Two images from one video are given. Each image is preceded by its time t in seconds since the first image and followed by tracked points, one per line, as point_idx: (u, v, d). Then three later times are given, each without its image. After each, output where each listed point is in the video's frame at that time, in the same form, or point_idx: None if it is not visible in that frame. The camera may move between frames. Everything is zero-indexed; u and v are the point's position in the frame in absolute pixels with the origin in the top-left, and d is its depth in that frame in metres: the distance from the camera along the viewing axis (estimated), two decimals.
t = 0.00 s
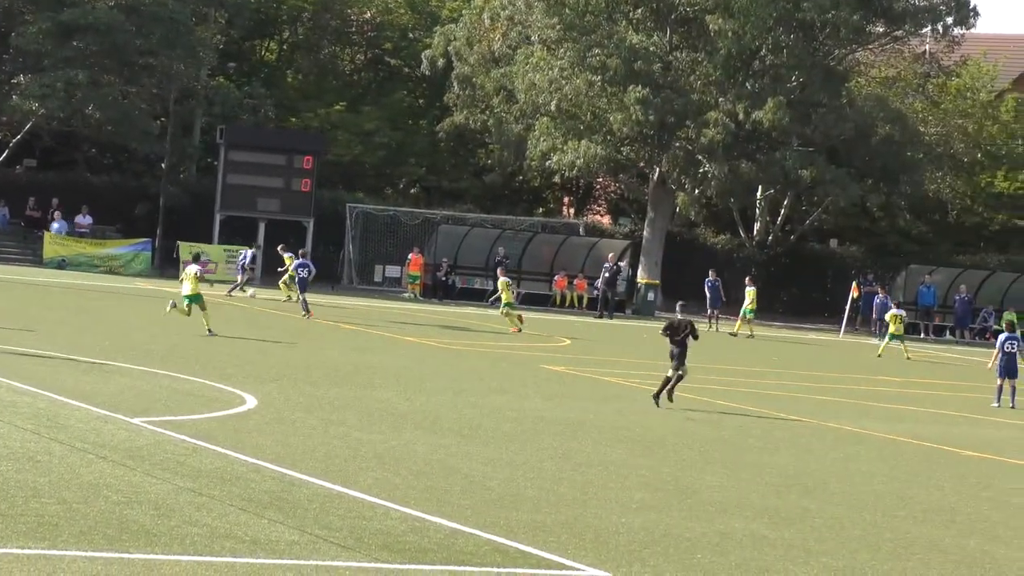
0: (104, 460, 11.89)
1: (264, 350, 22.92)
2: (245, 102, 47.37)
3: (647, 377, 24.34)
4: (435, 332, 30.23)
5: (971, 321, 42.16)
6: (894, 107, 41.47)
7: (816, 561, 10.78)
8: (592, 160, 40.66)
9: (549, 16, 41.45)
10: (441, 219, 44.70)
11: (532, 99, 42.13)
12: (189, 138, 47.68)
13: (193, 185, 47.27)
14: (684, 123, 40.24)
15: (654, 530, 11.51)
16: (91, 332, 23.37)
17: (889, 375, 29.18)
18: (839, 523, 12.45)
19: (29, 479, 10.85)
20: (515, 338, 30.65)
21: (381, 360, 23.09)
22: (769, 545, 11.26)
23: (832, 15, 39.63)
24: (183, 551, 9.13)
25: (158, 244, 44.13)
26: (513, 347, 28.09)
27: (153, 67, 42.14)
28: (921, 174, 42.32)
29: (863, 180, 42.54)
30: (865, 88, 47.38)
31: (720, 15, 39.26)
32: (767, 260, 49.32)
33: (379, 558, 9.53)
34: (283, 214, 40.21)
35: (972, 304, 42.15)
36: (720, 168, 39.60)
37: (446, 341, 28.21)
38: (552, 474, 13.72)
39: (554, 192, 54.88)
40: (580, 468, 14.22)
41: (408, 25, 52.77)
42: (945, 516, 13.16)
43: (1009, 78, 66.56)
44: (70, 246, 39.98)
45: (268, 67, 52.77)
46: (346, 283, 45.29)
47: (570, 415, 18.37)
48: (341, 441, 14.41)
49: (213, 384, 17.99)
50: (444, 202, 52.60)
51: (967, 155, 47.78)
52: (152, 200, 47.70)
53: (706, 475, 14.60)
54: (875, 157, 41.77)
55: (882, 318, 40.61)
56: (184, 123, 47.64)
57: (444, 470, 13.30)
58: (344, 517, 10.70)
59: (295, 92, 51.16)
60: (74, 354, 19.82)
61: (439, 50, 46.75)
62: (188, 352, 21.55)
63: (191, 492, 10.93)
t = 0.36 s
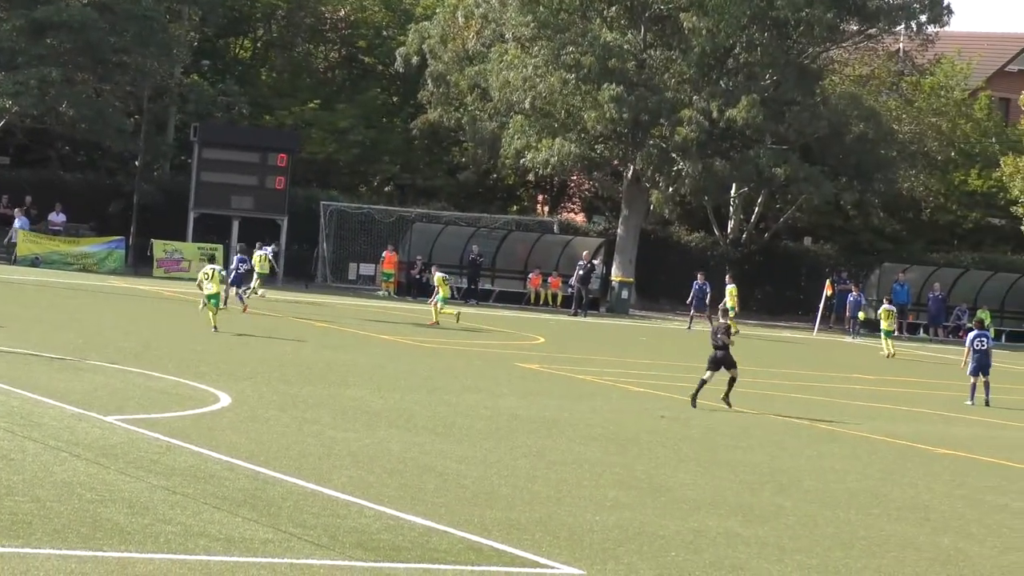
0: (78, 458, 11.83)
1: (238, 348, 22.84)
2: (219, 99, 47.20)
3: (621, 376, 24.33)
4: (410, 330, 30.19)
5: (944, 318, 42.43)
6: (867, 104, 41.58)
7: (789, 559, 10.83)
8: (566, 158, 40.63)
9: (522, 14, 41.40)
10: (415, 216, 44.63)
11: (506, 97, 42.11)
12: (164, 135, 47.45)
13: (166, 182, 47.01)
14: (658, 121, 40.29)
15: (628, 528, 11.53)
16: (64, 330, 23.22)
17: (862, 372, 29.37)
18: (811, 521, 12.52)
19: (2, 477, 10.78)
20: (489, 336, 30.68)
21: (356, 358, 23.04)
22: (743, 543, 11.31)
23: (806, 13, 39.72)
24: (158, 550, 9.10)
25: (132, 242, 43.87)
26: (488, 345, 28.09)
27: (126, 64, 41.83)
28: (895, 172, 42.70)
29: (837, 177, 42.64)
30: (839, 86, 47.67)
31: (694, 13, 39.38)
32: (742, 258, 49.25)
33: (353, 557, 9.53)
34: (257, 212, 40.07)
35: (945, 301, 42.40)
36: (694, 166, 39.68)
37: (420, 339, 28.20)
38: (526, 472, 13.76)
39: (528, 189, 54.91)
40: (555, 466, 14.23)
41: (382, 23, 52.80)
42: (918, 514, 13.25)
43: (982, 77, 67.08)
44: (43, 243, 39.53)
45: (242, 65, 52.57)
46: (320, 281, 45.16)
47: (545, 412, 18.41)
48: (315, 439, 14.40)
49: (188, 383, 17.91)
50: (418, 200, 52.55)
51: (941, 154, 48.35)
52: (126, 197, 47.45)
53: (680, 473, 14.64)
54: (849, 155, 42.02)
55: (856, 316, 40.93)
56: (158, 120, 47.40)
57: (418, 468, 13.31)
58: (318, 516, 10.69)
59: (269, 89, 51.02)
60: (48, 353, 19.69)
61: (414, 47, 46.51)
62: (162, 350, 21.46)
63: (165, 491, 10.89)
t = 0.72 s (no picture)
0: (65, 457, 11.80)
1: (226, 347, 22.80)
2: (206, 97, 47.09)
3: (609, 374, 24.34)
4: (397, 328, 30.17)
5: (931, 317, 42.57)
6: (854, 104, 41.86)
7: (778, 557, 10.86)
8: (553, 156, 40.66)
9: (509, 12, 41.30)
10: (403, 214, 44.62)
11: (493, 95, 42.12)
12: (151, 134, 47.31)
13: (153, 181, 46.87)
14: (645, 119, 40.33)
15: (615, 526, 11.55)
16: (52, 328, 23.16)
17: (849, 371, 29.46)
18: (800, 519, 12.54)
19: None
20: (477, 335, 30.68)
21: (344, 357, 23.03)
22: (731, 541, 11.34)
23: (792, 11, 39.76)
24: (144, 548, 9.08)
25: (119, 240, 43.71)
26: (475, 344, 28.07)
27: (113, 62, 41.64)
28: (882, 170, 42.84)
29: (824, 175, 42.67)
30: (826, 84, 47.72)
31: (681, 11, 39.36)
32: (729, 257, 49.25)
33: (340, 555, 9.52)
34: (245, 210, 39.96)
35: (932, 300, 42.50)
36: (681, 164, 39.68)
37: (408, 338, 28.17)
38: (513, 470, 13.77)
39: (516, 187, 54.91)
40: (542, 465, 14.24)
41: (369, 21, 52.87)
42: (907, 513, 13.28)
43: (969, 74, 67.33)
44: (31, 242, 39.23)
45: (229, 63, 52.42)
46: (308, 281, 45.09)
47: (533, 411, 18.42)
48: (302, 437, 14.38)
49: (175, 381, 17.88)
50: (405, 198, 52.47)
51: (928, 152, 48.46)
52: (112, 195, 47.30)
53: (667, 471, 14.66)
54: (835, 154, 42.14)
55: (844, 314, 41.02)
56: (145, 119, 47.26)
57: (407, 466, 13.30)
58: (305, 514, 10.67)
59: (257, 88, 50.90)
60: (35, 351, 19.62)
61: (401, 46, 46.37)
62: (150, 349, 21.40)
63: (152, 489, 10.87)
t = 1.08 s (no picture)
0: (41, 455, 11.76)
1: (204, 346, 22.75)
2: (185, 96, 46.95)
3: (587, 373, 24.35)
4: (375, 328, 30.14)
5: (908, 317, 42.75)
6: (833, 103, 42.03)
7: (754, 556, 10.91)
8: (532, 156, 40.82)
9: (488, 12, 41.27)
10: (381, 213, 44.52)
11: (472, 94, 42.11)
12: (130, 133, 47.13)
13: (131, 179, 46.67)
14: (624, 119, 40.43)
15: (592, 525, 11.58)
16: (29, 327, 23.04)
17: (827, 370, 29.59)
18: (776, 519, 12.59)
19: None
20: (456, 333, 30.66)
21: (322, 355, 23.01)
22: (707, 540, 11.39)
23: (772, 11, 39.89)
24: (121, 547, 9.06)
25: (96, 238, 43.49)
26: (452, 343, 28.07)
27: (92, 61, 41.46)
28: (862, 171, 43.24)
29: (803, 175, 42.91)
30: (806, 84, 47.77)
31: (660, 10, 39.46)
32: (708, 257, 49.28)
33: (317, 554, 9.52)
34: (223, 209, 39.86)
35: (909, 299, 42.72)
36: (660, 163, 39.87)
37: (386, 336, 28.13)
38: (490, 469, 13.77)
39: (495, 186, 54.91)
40: (518, 463, 14.27)
41: (348, 20, 52.54)
42: (882, 511, 13.36)
43: (948, 74, 67.76)
44: (10, 240, 39.03)
45: (208, 62, 52.21)
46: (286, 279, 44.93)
47: (511, 410, 18.43)
48: (279, 436, 14.35)
49: (152, 380, 17.83)
50: (384, 197, 52.37)
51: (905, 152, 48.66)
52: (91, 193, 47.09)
53: (644, 470, 14.72)
54: (814, 154, 42.32)
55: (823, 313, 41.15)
56: (125, 117, 47.10)
57: (383, 465, 13.28)
58: (282, 513, 10.66)
59: (236, 87, 50.72)
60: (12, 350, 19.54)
61: (380, 44, 46.82)
62: (128, 348, 21.34)
63: (128, 488, 10.83)
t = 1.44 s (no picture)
0: None
1: (101, 342, 22.36)
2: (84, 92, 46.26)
3: (489, 370, 24.43)
4: (275, 324, 29.88)
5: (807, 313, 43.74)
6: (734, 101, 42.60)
7: (652, 553, 11.07)
8: (434, 152, 40.27)
9: (390, 8, 41.12)
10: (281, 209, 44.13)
11: (374, 92, 41.90)
12: (25, 127, 46.14)
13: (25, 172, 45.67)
14: (526, 116, 40.69)
15: (492, 522, 11.64)
16: None
17: (724, 366, 30.08)
18: (674, 515, 12.80)
19: None
20: (357, 330, 30.54)
21: (222, 352, 22.76)
22: (606, 537, 11.52)
23: (674, 8, 40.34)
24: (15, 545, 8.90)
25: None
26: (354, 339, 27.93)
27: None
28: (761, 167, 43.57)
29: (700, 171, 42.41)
30: (706, 82, 48.26)
31: (563, 8, 39.65)
32: (607, 253, 49.81)
33: (216, 551, 9.44)
34: (122, 205, 39.15)
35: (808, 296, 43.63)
36: (561, 160, 39.91)
37: (286, 333, 27.92)
38: (390, 466, 13.77)
39: (395, 183, 54.58)
40: (419, 460, 14.28)
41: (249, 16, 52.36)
42: (778, 507, 13.63)
43: (848, 73, 69.31)
44: None
45: (107, 57, 51.31)
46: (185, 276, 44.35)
47: (412, 407, 18.45)
48: (178, 434, 14.18)
49: (48, 377, 17.48)
50: (285, 193, 51.88)
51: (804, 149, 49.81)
52: None
53: (545, 467, 14.82)
54: (713, 151, 42.35)
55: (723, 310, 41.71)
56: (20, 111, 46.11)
57: (283, 462, 13.20)
58: (180, 511, 10.55)
59: (136, 83, 49.93)
60: None
61: (281, 40, 46.85)
62: (23, 344, 20.90)
63: (25, 486, 10.63)
